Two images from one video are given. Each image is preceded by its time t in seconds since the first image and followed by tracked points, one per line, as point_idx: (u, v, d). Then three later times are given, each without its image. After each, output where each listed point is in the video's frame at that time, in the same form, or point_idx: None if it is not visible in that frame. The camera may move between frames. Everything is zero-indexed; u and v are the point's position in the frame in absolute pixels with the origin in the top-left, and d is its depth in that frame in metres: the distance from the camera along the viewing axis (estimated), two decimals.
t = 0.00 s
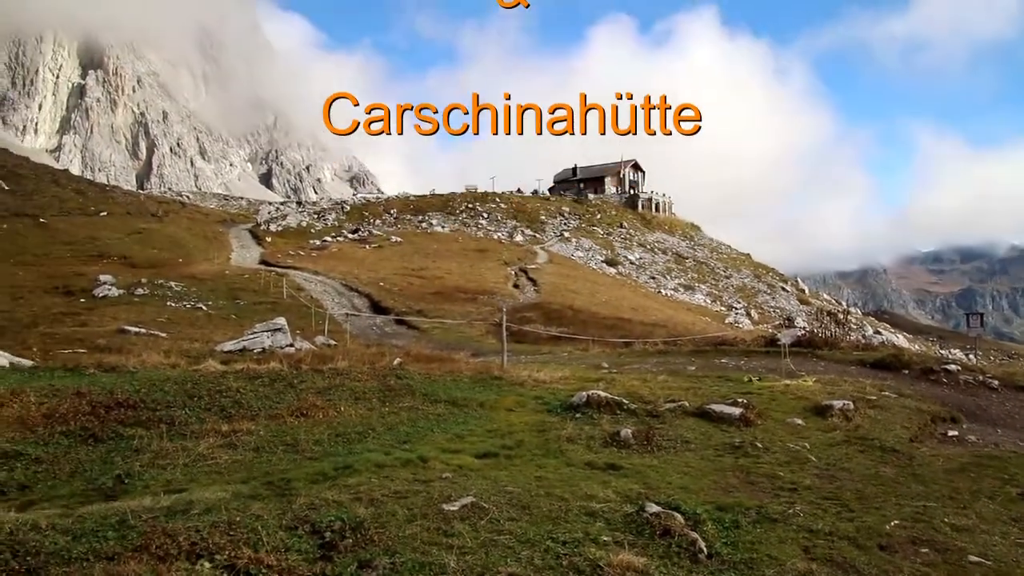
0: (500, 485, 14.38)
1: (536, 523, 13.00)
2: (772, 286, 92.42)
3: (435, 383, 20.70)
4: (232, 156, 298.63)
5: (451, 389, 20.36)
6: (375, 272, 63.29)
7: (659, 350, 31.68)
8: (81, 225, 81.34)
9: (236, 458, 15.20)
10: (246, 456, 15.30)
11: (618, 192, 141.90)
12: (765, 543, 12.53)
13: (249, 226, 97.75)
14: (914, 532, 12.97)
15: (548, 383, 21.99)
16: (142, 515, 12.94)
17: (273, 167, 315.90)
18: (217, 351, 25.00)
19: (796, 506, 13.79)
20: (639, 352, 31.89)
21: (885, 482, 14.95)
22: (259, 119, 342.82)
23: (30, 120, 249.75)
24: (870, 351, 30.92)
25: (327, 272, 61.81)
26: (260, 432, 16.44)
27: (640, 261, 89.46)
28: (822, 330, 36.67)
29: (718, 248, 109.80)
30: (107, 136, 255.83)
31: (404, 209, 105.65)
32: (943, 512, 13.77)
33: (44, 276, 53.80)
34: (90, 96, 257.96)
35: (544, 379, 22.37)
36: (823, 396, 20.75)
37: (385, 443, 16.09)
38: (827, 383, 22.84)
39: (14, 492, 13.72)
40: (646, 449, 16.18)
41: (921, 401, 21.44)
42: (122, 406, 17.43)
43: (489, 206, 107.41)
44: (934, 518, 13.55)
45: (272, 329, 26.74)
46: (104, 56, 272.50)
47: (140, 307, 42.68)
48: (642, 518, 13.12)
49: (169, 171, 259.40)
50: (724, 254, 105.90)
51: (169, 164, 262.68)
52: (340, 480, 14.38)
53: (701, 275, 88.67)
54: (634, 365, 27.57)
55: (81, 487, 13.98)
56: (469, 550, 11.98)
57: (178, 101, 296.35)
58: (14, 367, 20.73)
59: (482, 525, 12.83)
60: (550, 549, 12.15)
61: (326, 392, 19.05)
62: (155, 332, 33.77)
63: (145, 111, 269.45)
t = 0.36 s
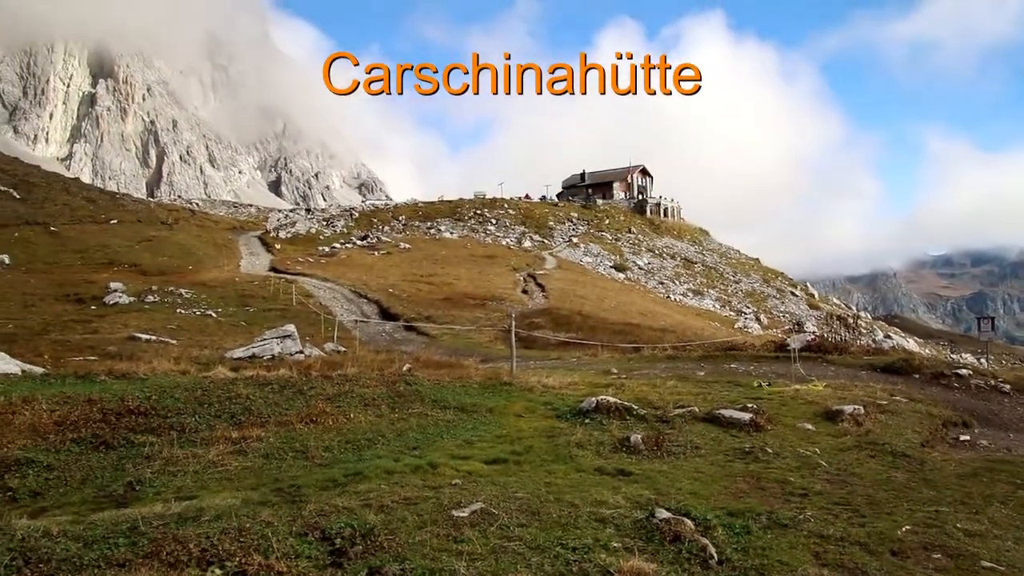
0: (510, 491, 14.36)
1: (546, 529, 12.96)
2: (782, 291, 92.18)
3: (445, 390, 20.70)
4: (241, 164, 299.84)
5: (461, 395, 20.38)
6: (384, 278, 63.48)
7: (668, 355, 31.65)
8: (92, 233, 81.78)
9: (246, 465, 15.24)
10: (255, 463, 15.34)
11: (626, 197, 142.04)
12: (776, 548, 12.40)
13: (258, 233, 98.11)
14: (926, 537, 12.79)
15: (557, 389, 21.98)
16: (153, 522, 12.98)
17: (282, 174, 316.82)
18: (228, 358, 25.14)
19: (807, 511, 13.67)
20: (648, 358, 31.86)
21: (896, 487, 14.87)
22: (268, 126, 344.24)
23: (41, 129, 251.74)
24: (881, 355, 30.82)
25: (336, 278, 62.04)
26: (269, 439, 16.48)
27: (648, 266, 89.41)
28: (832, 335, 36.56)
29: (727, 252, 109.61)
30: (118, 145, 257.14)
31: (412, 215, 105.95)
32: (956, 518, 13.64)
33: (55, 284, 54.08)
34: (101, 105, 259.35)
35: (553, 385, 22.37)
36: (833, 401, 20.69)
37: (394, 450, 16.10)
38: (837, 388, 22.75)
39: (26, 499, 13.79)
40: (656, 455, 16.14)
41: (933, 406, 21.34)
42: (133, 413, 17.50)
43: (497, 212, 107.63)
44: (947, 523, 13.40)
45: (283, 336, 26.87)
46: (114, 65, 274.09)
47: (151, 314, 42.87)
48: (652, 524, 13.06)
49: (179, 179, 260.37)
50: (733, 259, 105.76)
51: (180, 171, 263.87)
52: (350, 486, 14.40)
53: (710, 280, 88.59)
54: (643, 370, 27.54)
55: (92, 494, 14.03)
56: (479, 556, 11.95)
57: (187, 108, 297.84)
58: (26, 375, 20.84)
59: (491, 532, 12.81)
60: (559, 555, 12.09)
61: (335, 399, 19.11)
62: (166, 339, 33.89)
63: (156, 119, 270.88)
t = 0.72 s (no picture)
0: (516, 494, 14.35)
1: (553, 532, 12.94)
2: (790, 292, 91.91)
3: (452, 393, 20.71)
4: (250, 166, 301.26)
5: (469, 397, 20.39)
6: (392, 280, 63.59)
7: (676, 357, 31.57)
8: (101, 236, 82.14)
9: (254, 466, 15.28)
10: (263, 465, 15.38)
11: (634, 199, 141.97)
12: (785, 551, 12.35)
13: (266, 236, 98.45)
14: (936, 540, 12.70)
15: (565, 392, 21.94)
16: (161, 525, 13.03)
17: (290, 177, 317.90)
18: (236, 361, 25.23)
19: (815, 514, 13.59)
20: (656, 360, 31.78)
21: (905, 490, 14.79)
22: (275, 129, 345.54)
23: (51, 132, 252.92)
24: (890, 357, 30.68)
25: (344, 281, 62.15)
26: (277, 441, 16.53)
27: (656, 268, 89.31)
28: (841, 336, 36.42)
29: (735, 254, 109.37)
30: (127, 149, 258.16)
31: (420, 217, 106.09)
32: (966, 520, 13.53)
33: (64, 287, 54.33)
34: (110, 109, 260.19)
35: (561, 388, 22.33)
36: (842, 403, 20.59)
37: (402, 452, 16.11)
38: (846, 390, 22.63)
39: (35, 501, 13.87)
40: (664, 457, 16.10)
41: (943, 408, 21.20)
42: (141, 415, 17.58)
43: (505, 214, 107.65)
44: (957, 526, 13.31)
45: (290, 338, 26.94)
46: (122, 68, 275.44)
47: (160, 317, 43.01)
48: (660, 527, 13.04)
49: (187, 181, 261.72)
50: (741, 260, 105.52)
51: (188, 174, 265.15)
52: (357, 489, 14.42)
53: (718, 282, 88.42)
54: (651, 372, 27.46)
55: (100, 496, 14.09)
56: (486, 559, 11.93)
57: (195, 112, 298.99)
58: (36, 377, 20.93)
59: (498, 534, 12.80)
60: (567, 558, 12.05)
61: (343, 401, 19.14)
62: (174, 342, 33.97)
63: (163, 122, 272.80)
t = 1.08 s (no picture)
0: (528, 497, 14.30)
1: (566, 536, 12.90)
2: (803, 294, 91.34)
3: (464, 395, 20.72)
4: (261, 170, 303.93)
5: (480, 400, 20.39)
6: (403, 283, 63.74)
7: (688, 359, 31.42)
8: (115, 241, 82.87)
9: (267, 469, 15.34)
10: (275, 468, 15.43)
11: (645, 200, 141.79)
12: (800, 556, 12.22)
13: (278, 239, 99.02)
14: (955, 546, 12.51)
15: (577, 394, 21.87)
16: (174, 527, 13.08)
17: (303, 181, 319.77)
18: (248, 363, 25.38)
19: (831, 518, 13.45)
20: (668, 362, 31.63)
21: (923, 494, 14.62)
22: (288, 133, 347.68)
23: (67, 138, 255.06)
24: (904, 358, 30.41)
25: (356, 284, 62.35)
26: (290, 443, 16.59)
27: (668, 270, 89.05)
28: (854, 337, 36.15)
29: (747, 255, 108.81)
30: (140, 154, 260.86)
31: (431, 220, 106.29)
32: (985, 525, 13.34)
33: (80, 290, 54.83)
34: (123, 115, 262.85)
35: (572, 390, 22.25)
36: (857, 406, 20.41)
37: (414, 455, 16.12)
38: (861, 393, 22.42)
39: (50, 503, 14.01)
40: (677, 460, 16.01)
41: (959, 410, 20.96)
42: (154, 418, 17.69)
43: (516, 216, 107.67)
44: (976, 530, 13.12)
45: (303, 340, 27.03)
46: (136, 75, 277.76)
47: (173, 320, 43.24)
48: (673, 531, 12.97)
49: (200, 185, 264.35)
50: (753, 261, 105.02)
51: (201, 179, 267.85)
52: (369, 492, 14.42)
53: (730, 283, 88.06)
54: (663, 375, 27.32)
55: (114, 498, 14.19)
56: (498, 563, 11.90)
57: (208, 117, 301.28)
58: (52, 380, 21.12)
59: (510, 538, 12.77)
60: (579, 562, 11.98)
61: (354, 403, 19.18)
62: (186, 345, 34.14)
63: (175, 128, 275.33)
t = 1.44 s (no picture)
0: (547, 501, 14.28)
1: (585, 541, 12.87)
2: (823, 299, 90.65)
3: (482, 399, 20.77)
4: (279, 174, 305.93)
5: (499, 404, 20.43)
6: (422, 287, 63.96)
7: (708, 364, 31.30)
8: (136, 244, 83.68)
9: (286, 472, 15.43)
10: (295, 470, 15.52)
11: (664, 204, 141.44)
12: (822, 564, 12.12)
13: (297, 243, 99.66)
14: (981, 556, 12.34)
15: (595, 399, 21.83)
16: (194, 528, 13.17)
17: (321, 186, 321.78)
18: (268, 366, 25.69)
19: (853, 526, 13.34)
20: (687, 367, 31.53)
21: (946, 502, 14.45)
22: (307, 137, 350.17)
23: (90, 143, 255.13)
24: (928, 365, 30.09)
25: (374, 287, 62.61)
26: (309, 446, 16.69)
27: (686, 274, 88.71)
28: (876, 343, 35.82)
29: (766, 260, 108.17)
30: (161, 159, 262.26)
31: (450, 224, 106.59)
32: (1011, 535, 13.15)
33: (102, 294, 55.41)
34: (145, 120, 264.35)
35: (591, 394, 22.22)
36: (878, 412, 20.23)
37: (432, 458, 16.16)
38: (883, 399, 22.22)
39: (73, 503, 14.17)
40: (696, 466, 15.95)
41: (984, 418, 20.69)
42: (175, 420, 17.86)
43: (534, 220, 107.72)
44: (1002, 540, 12.94)
45: (321, 344, 27.29)
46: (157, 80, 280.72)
47: (193, 324, 43.57)
48: (693, 537, 12.89)
49: (220, 189, 268.41)
50: (773, 266, 104.33)
51: (221, 183, 271.58)
52: (387, 495, 14.48)
53: (749, 288, 87.58)
54: (682, 380, 27.21)
55: (136, 499, 14.32)
56: (517, 567, 11.88)
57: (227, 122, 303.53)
58: (75, 382, 21.41)
59: (529, 543, 12.74)
60: (598, 567, 11.95)
61: (373, 407, 19.27)
62: (206, 348, 34.41)
63: (196, 132, 277.81)
